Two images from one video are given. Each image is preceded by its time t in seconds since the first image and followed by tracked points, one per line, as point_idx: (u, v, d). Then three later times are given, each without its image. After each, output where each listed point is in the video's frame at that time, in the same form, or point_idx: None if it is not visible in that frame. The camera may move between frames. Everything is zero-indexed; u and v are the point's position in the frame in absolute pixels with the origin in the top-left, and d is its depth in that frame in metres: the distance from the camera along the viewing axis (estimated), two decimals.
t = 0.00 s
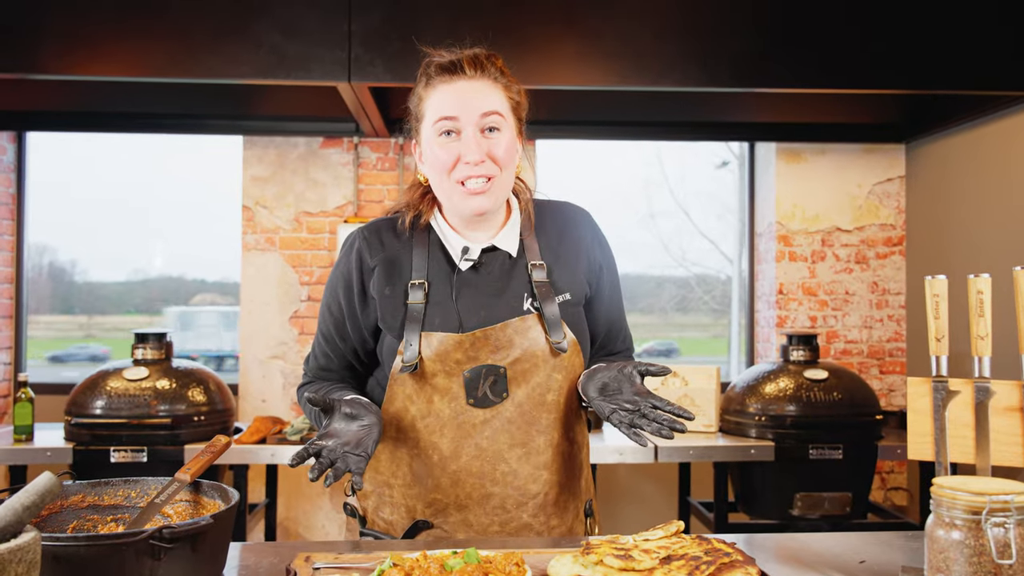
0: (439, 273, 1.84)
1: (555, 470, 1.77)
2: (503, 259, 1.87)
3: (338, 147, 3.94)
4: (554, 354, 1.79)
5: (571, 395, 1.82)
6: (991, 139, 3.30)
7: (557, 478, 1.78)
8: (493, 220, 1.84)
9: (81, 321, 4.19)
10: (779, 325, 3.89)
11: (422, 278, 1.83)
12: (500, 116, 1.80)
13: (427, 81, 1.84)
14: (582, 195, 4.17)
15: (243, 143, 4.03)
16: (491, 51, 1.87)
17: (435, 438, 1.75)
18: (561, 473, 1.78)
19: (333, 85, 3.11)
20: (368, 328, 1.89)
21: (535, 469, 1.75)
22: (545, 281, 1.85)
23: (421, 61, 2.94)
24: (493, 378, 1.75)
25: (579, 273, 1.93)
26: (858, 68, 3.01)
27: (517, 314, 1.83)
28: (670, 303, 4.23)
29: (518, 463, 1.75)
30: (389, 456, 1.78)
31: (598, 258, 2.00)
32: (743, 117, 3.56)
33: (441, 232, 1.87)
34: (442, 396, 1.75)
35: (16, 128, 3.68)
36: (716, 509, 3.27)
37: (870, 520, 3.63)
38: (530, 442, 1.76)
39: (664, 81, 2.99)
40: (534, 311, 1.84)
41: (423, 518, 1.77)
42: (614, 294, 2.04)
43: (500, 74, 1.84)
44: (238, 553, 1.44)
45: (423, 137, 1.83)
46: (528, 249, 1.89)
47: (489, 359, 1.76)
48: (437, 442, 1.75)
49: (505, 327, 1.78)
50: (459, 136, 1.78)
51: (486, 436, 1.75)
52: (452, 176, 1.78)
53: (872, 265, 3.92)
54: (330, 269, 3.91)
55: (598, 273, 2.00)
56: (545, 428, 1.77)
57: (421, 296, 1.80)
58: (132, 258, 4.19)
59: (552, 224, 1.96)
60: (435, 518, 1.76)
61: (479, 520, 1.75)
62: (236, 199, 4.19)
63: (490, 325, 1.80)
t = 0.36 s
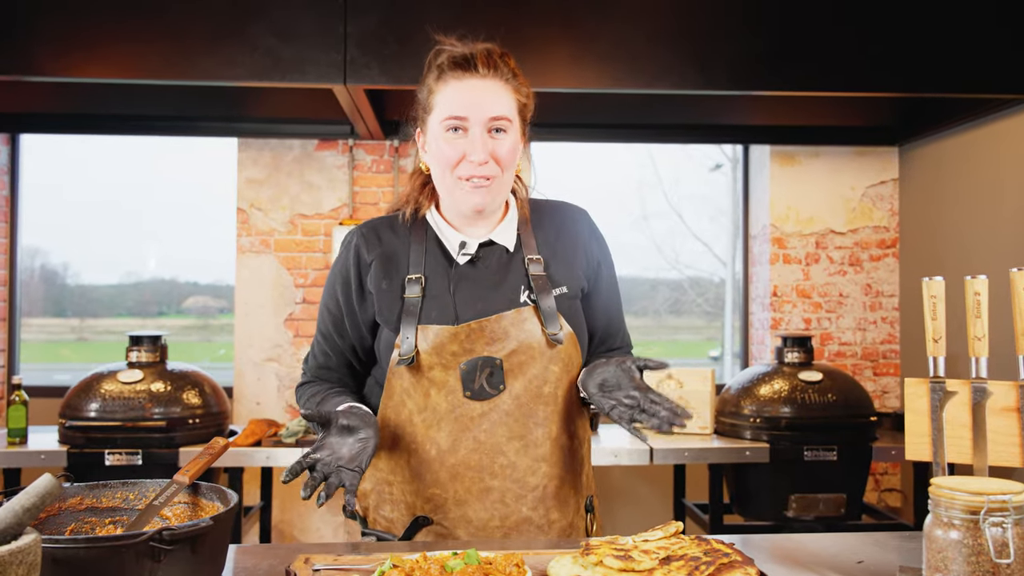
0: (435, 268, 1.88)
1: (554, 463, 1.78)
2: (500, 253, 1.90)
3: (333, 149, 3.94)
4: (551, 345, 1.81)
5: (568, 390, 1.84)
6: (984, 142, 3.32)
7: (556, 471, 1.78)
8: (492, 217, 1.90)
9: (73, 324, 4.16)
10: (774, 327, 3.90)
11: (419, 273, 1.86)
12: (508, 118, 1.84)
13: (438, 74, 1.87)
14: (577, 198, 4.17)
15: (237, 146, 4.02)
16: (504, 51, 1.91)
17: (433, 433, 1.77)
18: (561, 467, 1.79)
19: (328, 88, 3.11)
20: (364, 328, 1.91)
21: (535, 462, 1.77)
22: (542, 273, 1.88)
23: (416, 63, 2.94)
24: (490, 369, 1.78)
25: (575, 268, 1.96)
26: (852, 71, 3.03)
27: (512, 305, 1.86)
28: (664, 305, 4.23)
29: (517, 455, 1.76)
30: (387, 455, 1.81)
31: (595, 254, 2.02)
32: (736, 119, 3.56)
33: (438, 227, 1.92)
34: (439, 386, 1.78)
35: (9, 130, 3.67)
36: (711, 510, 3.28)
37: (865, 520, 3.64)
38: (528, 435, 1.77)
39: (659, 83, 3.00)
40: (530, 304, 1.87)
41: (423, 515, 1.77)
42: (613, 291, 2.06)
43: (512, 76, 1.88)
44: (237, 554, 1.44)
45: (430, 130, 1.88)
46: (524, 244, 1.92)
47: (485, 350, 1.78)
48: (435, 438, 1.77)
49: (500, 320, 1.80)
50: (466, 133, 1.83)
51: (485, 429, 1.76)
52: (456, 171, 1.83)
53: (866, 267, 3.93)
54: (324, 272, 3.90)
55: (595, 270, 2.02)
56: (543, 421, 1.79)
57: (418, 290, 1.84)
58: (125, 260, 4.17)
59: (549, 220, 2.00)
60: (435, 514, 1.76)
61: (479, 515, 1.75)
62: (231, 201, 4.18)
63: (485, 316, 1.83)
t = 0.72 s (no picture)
0: (431, 265, 1.89)
1: (551, 457, 1.78)
2: (494, 249, 1.91)
3: (328, 150, 3.94)
4: (546, 337, 1.82)
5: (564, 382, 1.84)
6: (976, 143, 3.34)
7: (554, 464, 1.79)
8: (485, 215, 1.90)
9: (66, 325, 4.14)
10: (768, 328, 3.91)
11: (415, 270, 1.88)
12: (502, 116, 1.85)
13: (435, 72, 1.89)
14: (572, 199, 4.17)
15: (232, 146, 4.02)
16: (501, 53, 1.94)
17: (429, 427, 1.77)
18: (558, 460, 1.79)
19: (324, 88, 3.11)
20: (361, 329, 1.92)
21: (531, 455, 1.77)
22: (536, 268, 1.89)
23: (412, 64, 2.94)
24: (485, 361, 1.78)
25: (569, 265, 1.96)
26: (847, 73, 3.04)
27: (506, 299, 1.87)
28: (658, 307, 4.24)
29: (513, 448, 1.77)
30: (385, 453, 1.81)
31: (590, 252, 2.03)
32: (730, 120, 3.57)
33: (432, 224, 1.92)
34: (436, 378, 1.78)
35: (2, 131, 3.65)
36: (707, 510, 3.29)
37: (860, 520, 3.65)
38: (525, 428, 1.78)
39: (654, 84, 3.01)
40: (526, 298, 1.87)
41: (421, 510, 1.78)
42: (609, 288, 2.05)
43: (507, 76, 1.90)
44: (236, 553, 1.44)
45: (425, 126, 1.89)
46: (519, 241, 1.92)
47: (481, 342, 1.79)
48: (432, 432, 1.77)
49: (495, 312, 1.81)
50: (461, 129, 1.84)
51: (481, 423, 1.77)
52: (450, 166, 1.83)
53: (860, 268, 3.94)
54: (320, 273, 3.90)
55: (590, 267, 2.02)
56: (539, 413, 1.79)
57: (414, 286, 1.85)
58: (118, 262, 4.15)
59: (544, 218, 2.01)
60: (433, 509, 1.77)
61: (477, 509, 1.76)
62: (226, 202, 4.17)
63: (480, 308, 1.84)
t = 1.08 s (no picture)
0: (431, 265, 1.89)
1: (552, 456, 1.80)
2: (494, 250, 1.91)
3: (325, 151, 3.93)
4: (545, 335, 1.84)
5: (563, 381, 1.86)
6: (972, 146, 3.35)
7: (554, 463, 1.80)
8: (483, 216, 1.91)
9: (59, 325, 4.10)
10: (765, 330, 3.91)
11: (415, 270, 1.88)
12: (501, 117, 1.86)
13: (434, 75, 1.89)
14: (568, 200, 4.16)
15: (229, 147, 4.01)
16: (499, 55, 1.94)
17: (430, 427, 1.79)
18: (558, 459, 1.81)
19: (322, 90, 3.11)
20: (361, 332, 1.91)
21: (531, 454, 1.79)
22: (536, 269, 1.90)
23: (410, 66, 2.94)
24: (485, 360, 1.80)
25: (568, 265, 1.96)
26: (844, 76, 3.05)
27: (506, 298, 1.87)
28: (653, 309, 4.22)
29: (513, 447, 1.78)
30: (385, 452, 1.82)
31: (589, 254, 2.03)
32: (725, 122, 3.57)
33: (431, 225, 1.93)
34: (436, 377, 1.79)
35: None
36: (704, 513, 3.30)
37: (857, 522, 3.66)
38: (525, 427, 1.79)
39: (651, 86, 3.01)
40: (524, 297, 1.88)
41: (422, 510, 1.80)
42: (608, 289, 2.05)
43: (505, 78, 1.90)
44: (237, 555, 1.44)
45: (424, 128, 1.89)
46: (518, 242, 1.93)
47: (481, 340, 1.81)
48: (433, 431, 1.79)
49: (494, 310, 1.83)
50: (459, 131, 1.84)
51: (482, 422, 1.79)
52: (448, 168, 1.84)
53: (856, 270, 3.95)
54: (317, 274, 3.89)
55: (588, 268, 2.02)
56: (539, 412, 1.81)
57: (414, 286, 1.85)
58: (111, 262, 4.12)
59: (542, 220, 2.02)
60: (434, 509, 1.79)
61: (477, 508, 1.78)
62: (221, 202, 4.15)
63: (480, 307, 1.84)
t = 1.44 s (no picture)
0: (432, 263, 1.87)
1: (555, 456, 1.75)
2: (496, 249, 1.90)
3: (320, 150, 3.89)
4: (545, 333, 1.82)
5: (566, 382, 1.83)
6: (971, 147, 3.33)
7: (557, 464, 1.75)
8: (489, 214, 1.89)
9: (45, 327, 4.02)
10: (764, 331, 3.87)
11: (416, 268, 1.86)
12: (520, 120, 1.86)
13: (458, 73, 1.90)
14: (566, 200, 4.13)
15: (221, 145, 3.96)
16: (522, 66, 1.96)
17: (430, 426, 1.75)
18: (562, 460, 1.75)
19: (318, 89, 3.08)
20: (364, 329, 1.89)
21: (533, 453, 1.74)
22: (538, 268, 1.89)
23: (408, 65, 2.92)
24: (486, 358, 1.76)
25: (570, 264, 1.95)
26: (846, 76, 3.02)
27: (506, 296, 1.86)
28: (648, 310, 4.17)
29: (515, 447, 1.74)
30: (383, 454, 1.77)
31: (591, 252, 2.00)
32: (721, 120, 3.52)
33: (433, 226, 1.91)
34: (437, 375, 1.77)
35: None
36: (704, 518, 3.29)
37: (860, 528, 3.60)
38: (527, 426, 1.76)
39: (647, 87, 2.98)
40: (526, 294, 1.87)
41: (422, 511, 1.73)
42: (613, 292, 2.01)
43: (527, 85, 1.92)
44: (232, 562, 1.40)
45: (442, 122, 1.88)
46: (521, 242, 1.92)
47: (482, 338, 1.78)
48: (433, 430, 1.74)
49: (495, 308, 1.80)
50: (478, 126, 1.83)
51: (484, 420, 1.75)
52: (461, 160, 1.81)
53: (855, 271, 3.93)
54: (310, 275, 3.84)
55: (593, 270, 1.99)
56: (541, 411, 1.77)
57: (415, 284, 1.83)
58: (97, 261, 4.03)
59: (547, 221, 2.00)
60: (434, 510, 1.72)
61: (479, 508, 1.72)
62: (213, 202, 4.09)
63: (482, 304, 1.82)
